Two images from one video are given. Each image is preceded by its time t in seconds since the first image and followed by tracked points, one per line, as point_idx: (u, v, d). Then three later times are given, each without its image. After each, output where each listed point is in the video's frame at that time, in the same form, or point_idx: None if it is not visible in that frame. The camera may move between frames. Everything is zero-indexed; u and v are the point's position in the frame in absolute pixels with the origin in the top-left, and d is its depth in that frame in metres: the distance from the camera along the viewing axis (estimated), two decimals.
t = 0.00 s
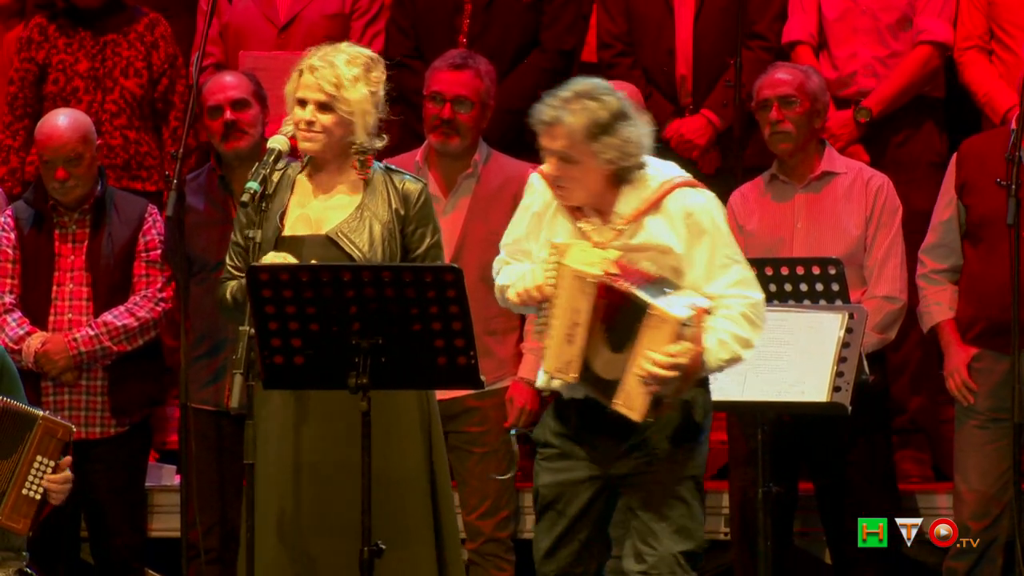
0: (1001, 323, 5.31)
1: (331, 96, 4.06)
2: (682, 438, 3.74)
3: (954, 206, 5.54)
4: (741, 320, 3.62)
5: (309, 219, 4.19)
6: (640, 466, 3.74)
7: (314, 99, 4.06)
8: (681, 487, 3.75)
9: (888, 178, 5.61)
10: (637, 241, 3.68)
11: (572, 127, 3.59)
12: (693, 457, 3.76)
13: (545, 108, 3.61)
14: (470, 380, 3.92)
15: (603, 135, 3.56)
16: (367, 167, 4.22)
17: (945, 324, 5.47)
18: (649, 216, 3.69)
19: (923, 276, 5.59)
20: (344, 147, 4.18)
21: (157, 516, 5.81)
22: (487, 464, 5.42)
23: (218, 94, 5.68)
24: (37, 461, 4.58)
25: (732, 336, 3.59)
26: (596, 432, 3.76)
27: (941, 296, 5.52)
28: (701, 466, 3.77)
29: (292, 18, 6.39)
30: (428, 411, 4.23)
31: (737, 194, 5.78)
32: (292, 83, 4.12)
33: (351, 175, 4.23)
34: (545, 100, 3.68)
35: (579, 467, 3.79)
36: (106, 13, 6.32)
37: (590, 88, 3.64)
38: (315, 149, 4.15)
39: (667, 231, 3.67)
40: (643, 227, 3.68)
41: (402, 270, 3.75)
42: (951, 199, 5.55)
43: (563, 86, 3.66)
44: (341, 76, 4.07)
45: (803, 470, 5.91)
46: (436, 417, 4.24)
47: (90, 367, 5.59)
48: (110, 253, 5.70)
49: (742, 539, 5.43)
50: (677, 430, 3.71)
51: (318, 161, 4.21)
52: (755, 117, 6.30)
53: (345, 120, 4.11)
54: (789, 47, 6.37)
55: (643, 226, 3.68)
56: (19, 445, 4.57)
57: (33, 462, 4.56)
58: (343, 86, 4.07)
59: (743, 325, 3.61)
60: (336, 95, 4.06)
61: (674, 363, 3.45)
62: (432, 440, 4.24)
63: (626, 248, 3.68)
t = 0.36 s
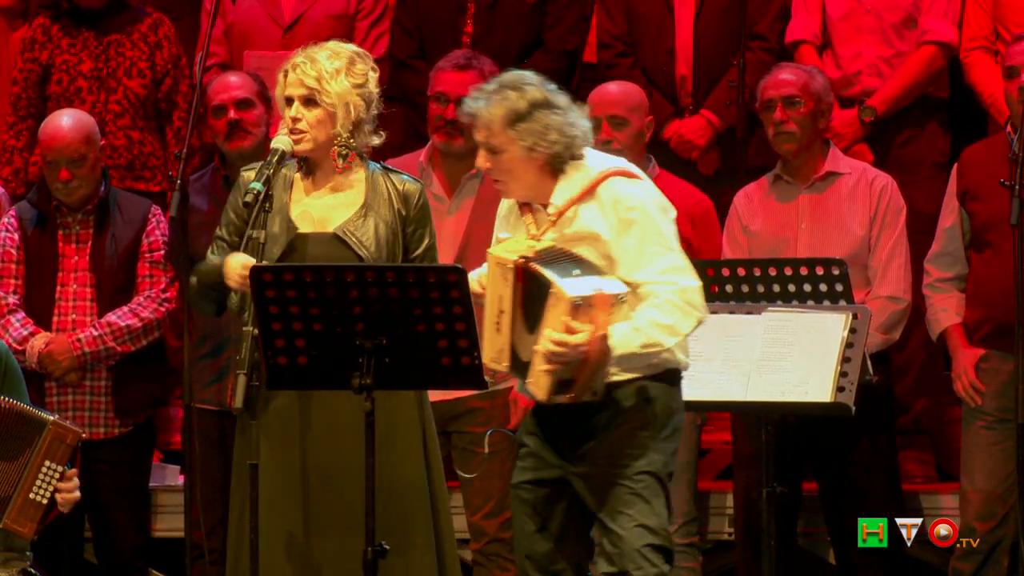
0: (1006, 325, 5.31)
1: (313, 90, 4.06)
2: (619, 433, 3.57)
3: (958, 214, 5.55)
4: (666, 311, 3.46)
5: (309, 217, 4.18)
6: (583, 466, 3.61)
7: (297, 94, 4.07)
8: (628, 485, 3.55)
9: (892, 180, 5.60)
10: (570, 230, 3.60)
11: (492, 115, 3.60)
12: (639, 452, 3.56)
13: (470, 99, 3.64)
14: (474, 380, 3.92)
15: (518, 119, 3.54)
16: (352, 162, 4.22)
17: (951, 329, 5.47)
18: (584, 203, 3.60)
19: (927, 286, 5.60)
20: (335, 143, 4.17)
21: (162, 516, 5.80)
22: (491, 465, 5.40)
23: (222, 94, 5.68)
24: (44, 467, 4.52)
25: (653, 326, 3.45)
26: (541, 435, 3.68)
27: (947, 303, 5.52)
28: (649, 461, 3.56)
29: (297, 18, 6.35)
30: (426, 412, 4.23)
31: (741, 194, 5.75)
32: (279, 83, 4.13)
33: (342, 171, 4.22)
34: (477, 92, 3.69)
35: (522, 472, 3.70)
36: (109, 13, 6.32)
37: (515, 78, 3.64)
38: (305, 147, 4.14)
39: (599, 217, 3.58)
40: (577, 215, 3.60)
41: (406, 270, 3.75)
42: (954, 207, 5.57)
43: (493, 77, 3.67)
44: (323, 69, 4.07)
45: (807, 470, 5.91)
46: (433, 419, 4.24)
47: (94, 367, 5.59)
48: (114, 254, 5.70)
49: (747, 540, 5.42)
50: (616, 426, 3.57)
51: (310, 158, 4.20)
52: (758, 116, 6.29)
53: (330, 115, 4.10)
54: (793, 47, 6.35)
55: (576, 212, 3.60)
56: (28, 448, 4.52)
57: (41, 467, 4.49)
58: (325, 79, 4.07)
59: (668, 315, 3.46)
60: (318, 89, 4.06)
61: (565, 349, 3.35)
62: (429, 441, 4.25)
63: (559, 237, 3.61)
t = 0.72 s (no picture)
0: (1008, 325, 5.31)
1: (319, 94, 4.08)
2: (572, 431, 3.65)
3: (959, 218, 5.56)
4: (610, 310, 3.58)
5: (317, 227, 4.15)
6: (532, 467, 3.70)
7: (303, 98, 4.09)
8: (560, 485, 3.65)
9: (896, 181, 5.56)
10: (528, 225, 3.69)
11: (455, 108, 3.77)
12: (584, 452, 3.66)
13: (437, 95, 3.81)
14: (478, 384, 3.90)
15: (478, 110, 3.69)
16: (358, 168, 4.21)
17: (955, 331, 5.47)
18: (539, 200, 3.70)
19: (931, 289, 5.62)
20: (341, 149, 4.17)
21: (165, 518, 5.79)
22: (494, 466, 5.40)
23: (226, 96, 5.69)
24: (50, 468, 4.64)
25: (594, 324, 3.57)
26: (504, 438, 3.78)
27: (951, 305, 5.54)
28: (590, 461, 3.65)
29: (302, 19, 6.33)
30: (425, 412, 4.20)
31: (745, 196, 5.72)
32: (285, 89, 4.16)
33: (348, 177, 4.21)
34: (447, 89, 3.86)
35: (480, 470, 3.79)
36: (114, 14, 6.32)
37: (480, 73, 3.80)
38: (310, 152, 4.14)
39: (553, 214, 3.67)
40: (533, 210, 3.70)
41: (409, 272, 3.75)
42: (955, 212, 5.58)
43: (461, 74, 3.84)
44: (330, 74, 4.10)
45: (811, 471, 5.90)
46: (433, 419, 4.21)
47: (97, 369, 5.58)
48: (119, 255, 5.69)
49: (750, 542, 5.41)
50: (562, 425, 3.66)
51: (316, 163, 4.19)
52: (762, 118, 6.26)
53: (336, 119, 4.11)
54: (798, 47, 6.32)
55: (532, 208, 3.70)
56: (35, 450, 4.63)
57: (47, 470, 4.62)
58: (331, 83, 4.09)
59: (610, 310, 3.56)
60: (323, 92, 4.08)
61: (503, 348, 3.58)
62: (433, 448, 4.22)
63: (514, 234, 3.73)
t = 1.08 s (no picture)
0: (1009, 327, 5.31)
1: (323, 95, 3.94)
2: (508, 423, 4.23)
3: (963, 215, 5.55)
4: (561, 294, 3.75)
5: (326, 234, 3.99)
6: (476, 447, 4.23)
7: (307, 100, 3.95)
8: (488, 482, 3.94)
9: (901, 183, 5.54)
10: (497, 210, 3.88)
11: (450, 83, 3.97)
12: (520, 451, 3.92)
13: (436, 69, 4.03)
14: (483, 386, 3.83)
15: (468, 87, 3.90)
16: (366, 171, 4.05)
17: (956, 332, 5.46)
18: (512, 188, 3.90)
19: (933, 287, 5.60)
20: (346, 150, 4.01)
21: (172, 518, 5.80)
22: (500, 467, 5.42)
23: (234, 96, 5.68)
24: (59, 470, 4.72)
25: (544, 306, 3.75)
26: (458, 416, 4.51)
27: (952, 304, 5.52)
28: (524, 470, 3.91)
29: (308, 21, 6.35)
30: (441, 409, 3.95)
31: (750, 197, 5.70)
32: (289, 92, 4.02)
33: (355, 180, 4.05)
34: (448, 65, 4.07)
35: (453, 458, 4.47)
36: (121, 15, 6.33)
37: (479, 54, 4.01)
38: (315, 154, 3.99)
39: (520, 200, 3.86)
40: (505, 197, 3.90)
41: (414, 273, 3.67)
42: (960, 209, 5.56)
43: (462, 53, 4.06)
44: (334, 76, 3.97)
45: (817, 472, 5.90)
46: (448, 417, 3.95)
47: (103, 370, 5.59)
48: (125, 257, 5.70)
49: (755, 543, 5.42)
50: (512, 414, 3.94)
51: (324, 167, 4.03)
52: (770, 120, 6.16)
53: (340, 121, 3.96)
54: (805, 48, 6.31)
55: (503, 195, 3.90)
56: (43, 452, 4.72)
57: (55, 472, 4.70)
58: (335, 84, 3.96)
59: (557, 293, 3.73)
60: (327, 93, 3.94)
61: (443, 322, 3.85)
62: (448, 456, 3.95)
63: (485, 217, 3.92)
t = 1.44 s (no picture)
0: (1017, 327, 5.31)
1: (331, 95, 3.86)
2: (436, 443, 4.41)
3: (970, 215, 5.54)
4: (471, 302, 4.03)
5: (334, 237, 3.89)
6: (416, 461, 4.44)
7: (316, 101, 3.87)
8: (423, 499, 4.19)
9: (909, 183, 5.53)
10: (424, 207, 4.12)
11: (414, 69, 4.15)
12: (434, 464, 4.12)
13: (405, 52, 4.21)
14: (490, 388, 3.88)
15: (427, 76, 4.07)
16: (374, 172, 3.95)
17: (962, 330, 5.45)
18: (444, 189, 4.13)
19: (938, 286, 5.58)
20: (354, 152, 3.92)
21: (179, 518, 5.80)
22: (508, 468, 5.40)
23: (240, 96, 5.70)
24: (71, 475, 4.84)
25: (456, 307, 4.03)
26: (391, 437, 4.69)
27: (959, 303, 5.50)
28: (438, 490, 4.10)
29: (316, 20, 6.32)
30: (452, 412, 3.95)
31: (758, 197, 5.70)
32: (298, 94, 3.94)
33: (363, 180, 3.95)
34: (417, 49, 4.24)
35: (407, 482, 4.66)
36: (129, 15, 6.33)
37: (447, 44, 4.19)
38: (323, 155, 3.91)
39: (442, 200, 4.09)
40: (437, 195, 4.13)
41: (423, 272, 3.71)
42: (967, 208, 5.55)
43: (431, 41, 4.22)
44: (342, 75, 3.88)
45: (823, 472, 5.90)
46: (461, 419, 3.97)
47: (111, 370, 5.58)
48: (132, 257, 5.69)
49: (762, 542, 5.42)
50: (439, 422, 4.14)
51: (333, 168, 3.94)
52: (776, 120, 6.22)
53: (348, 122, 3.88)
54: (811, 49, 6.30)
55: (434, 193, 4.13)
56: (57, 453, 4.84)
57: (68, 474, 4.81)
58: (343, 85, 3.87)
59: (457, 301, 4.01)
60: (335, 94, 3.87)
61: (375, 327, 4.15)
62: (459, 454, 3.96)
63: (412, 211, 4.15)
